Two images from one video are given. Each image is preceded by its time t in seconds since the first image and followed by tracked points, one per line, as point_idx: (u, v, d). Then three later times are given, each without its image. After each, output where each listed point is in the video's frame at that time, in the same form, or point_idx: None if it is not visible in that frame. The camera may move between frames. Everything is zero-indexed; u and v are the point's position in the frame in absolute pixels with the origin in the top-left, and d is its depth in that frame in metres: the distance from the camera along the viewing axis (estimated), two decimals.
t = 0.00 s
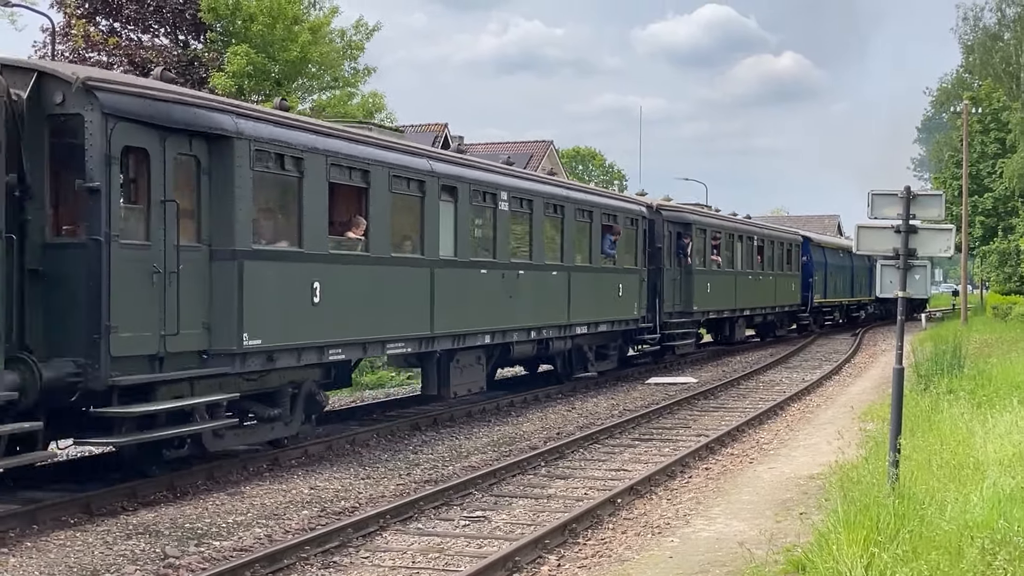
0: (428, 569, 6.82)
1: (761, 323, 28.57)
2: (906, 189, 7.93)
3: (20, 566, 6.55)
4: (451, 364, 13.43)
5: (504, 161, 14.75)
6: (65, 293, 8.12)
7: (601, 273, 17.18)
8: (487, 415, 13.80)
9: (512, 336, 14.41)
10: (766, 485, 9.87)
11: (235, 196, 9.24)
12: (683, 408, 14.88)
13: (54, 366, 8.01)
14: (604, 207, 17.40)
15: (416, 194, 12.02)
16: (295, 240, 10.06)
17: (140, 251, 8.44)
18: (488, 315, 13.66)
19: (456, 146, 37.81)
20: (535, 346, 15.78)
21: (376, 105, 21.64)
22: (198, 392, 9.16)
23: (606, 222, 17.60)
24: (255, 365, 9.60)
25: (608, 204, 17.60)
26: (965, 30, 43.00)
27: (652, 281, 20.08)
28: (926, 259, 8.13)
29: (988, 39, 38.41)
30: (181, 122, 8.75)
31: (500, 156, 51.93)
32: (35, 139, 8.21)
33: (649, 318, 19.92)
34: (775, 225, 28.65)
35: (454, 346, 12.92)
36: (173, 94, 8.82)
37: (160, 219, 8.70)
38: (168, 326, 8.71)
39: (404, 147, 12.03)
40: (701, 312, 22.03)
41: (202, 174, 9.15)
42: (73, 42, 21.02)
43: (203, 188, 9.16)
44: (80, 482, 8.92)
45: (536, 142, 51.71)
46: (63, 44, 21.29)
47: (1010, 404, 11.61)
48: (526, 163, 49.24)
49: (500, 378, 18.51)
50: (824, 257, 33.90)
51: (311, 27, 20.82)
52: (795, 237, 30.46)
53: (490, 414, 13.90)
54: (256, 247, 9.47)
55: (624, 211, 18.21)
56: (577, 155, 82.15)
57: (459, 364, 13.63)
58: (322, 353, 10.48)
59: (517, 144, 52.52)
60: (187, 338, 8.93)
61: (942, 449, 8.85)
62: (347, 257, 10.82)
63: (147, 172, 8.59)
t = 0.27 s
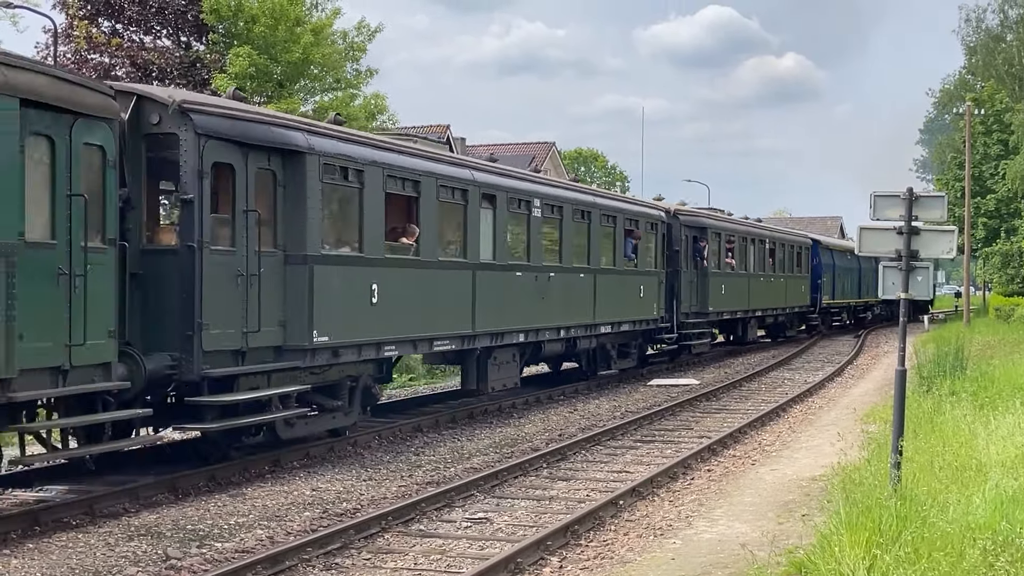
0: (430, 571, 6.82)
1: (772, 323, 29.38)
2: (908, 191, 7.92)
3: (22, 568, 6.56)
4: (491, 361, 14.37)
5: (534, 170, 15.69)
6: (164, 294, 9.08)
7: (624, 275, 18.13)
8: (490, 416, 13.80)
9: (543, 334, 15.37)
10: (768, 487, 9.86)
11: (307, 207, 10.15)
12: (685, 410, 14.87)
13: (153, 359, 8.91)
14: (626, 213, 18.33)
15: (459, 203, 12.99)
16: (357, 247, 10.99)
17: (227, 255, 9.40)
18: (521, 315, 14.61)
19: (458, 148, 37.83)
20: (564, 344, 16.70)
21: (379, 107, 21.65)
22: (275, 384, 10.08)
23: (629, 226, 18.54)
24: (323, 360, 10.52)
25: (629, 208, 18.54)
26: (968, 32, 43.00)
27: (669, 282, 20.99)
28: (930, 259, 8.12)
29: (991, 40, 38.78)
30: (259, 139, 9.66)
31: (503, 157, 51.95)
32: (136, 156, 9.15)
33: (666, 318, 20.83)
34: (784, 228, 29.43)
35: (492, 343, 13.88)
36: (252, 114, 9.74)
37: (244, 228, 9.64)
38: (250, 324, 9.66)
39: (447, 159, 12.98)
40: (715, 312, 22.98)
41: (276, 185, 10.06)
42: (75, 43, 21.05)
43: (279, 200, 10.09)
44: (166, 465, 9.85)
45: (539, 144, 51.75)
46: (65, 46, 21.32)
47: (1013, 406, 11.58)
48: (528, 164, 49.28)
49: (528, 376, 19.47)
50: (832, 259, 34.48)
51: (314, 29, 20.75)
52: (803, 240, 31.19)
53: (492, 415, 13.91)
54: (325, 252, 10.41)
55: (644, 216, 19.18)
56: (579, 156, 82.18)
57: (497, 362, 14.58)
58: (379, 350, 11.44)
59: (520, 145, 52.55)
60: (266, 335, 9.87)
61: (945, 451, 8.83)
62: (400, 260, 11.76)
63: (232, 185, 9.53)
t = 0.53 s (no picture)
0: (430, 572, 6.82)
1: (783, 324, 30.11)
2: (909, 191, 7.92)
3: (22, 569, 6.55)
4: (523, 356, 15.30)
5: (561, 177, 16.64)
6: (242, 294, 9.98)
7: (644, 275, 19.08)
8: (491, 417, 13.80)
9: (571, 332, 16.32)
10: (769, 488, 9.85)
11: (365, 215, 11.12)
12: (686, 411, 14.87)
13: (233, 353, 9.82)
14: (645, 217, 19.27)
15: (497, 209, 13.96)
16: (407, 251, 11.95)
17: (297, 259, 10.37)
18: (551, 313, 15.53)
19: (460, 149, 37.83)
20: (588, 342, 17.61)
21: (380, 108, 21.65)
22: (335, 376, 11.00)
23: (648, 229, 19.50)
24: (379, 354, 11.47)
25: (648, 212, 19.50)
26: (969, 33, 43.01)
27: (686, 283, 21.86)
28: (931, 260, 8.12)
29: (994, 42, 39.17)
30: (325, 153, 10.62)
31: (504, 158, 51.99)
32: (216, 170, 10.12)
33: (682, 317, 21.68)
34: (793, 231, 30.14)
35: (526, 341, 14.84)
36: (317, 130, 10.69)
37: (311, 234, 10.62)
38: (317, 321, 10.62)
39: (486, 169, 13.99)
40: (729, 311, 23.80)
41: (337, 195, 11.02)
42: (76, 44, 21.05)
43: (340, 209, 11.04)
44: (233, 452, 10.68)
45: (540, 145, 51.78)
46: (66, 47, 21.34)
47: (1015, 407, 11.57)
48: (529, 165, 49.29)
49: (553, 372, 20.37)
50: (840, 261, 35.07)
51: (316, 30, 20.72)
52: (812, 241, 31.86)
53: (493, 416, 13.91)
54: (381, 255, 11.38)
55: (663, 220, 20.12)
56: (581, 158, 82.23)
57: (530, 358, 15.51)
58: (427, 346, 12.39)
59: (521, 146, 52.58)
60: (329, 332, 10.81)
61: (946, 452, 8.82)
62: (443, 263, 12.72)
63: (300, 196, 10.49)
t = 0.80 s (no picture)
0: (431, 573, 6.82)
1: (792, 324, 30.79)
2: (910, 192, 7.92)
3: (23, 570, 6.56)
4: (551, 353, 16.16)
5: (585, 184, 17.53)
6: (306, 295, 10.88)
7: (661, 277, 19.97)
8: (491, 418, 13.81)
9: (594, 330, 17.20)
10: (770, 489, 9.85)
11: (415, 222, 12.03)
12: (686, 412, 14.87)
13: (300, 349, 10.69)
14: (662, 222, 20.13)
15: (529, 215, 14.84)
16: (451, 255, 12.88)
17: (357, 263, 11.22)
18: (576, 313, 16.40)
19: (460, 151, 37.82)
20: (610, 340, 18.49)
21: (381, 109, 21.66)
22: (388, 370, 11.90)
23: (665, 233, 20.40)
24: (426, 350, 12.38)
25: (665, 217, 20.38)
26: (969, 34, 43.04)
27: (699, 284, 22.67)
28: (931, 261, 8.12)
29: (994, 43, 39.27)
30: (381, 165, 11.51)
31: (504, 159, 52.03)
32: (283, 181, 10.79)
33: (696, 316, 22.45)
34: (801, 233, 30.75)
35: (555, 339, 15.70)
36: (373, 144, 11.61)
37: (368, 239, 11.48)
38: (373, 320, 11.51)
39: (519, 178, 14.90)
40: (740, 311, 24.51)
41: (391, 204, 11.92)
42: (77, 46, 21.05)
43: (393, 217, 11.94)
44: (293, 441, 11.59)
45: (540, 146, 51.82)
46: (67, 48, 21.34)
47: (1015, 407, 11.57)
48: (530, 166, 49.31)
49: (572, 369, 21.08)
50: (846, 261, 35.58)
51: (316, 31, 20.72)
52: (819, 243, 32.43)
53: (494, 417, 13.92)
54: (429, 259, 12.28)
55: (679, 224, 20.98)
56: (581, 158, 82.28)
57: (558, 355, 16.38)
58: (467, 343, 13.29)
59: (521, 147, 52.62)
60: (383, 329, 11.70)
61: (946, 453, 8.83)
62: (481, 265, 13.63)
63: (359, 205, 11.37)
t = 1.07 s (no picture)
0: (431, 573, 6.83)
1: (799, 324, 31.38)
2: (909, 193, 7.93)
3: (23, 571, 6.57)
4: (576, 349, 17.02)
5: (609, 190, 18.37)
6: (359, 293, 11.74)
7: (679, 278, 20.74)
8: (491, 419, 13.82)
9: (617, 329, 18.02)
10: (770, 489, 9.85)
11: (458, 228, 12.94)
12: (686, 412, 14.88)
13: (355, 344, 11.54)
14: (679, 224, 20.91)
15: (559, 220, 15.68)
16: (490, 258, 13.76)
17: (406, 265, 12.06)
18: (601, 312, 17.21)
19: (459, 151, 37.76)
20: (631, 338, 19.30)
21: (380, 110, 21.66)
22: (433, 365, 12.76)
23: (682, 235, 21.21)
24: (467, 346, 13.25)
25: (682, 220, 21.20)
26: (968, 35, 43.08)
27: (711, 284, 23.43)
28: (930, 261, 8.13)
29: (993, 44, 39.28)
30: (428, 175, 12.41)
31: (503, 159, 52.05)
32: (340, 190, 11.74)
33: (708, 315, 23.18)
34: (808, 235, 31.39)
35: (582, 336, 16.52)
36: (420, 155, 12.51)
37: (415, 243, 12.32)
38: (420, 317, 12.35)
39: (549, 185, 15.72)
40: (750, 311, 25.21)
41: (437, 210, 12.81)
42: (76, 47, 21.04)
43: (437, 223, 12.81)
44: (344, 431, 12.47)
45: (540, 146, 51.85)
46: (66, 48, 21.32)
47: (1014, 408, 11.58)
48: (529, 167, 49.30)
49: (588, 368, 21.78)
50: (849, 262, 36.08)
51: (316, 32, 20.72)
52: (824, 245, 33.00)
53: (494, 418, 13.92)
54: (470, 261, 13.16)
55: (695, 227, 21.76)
56: (581, 159, 82.31)
57: (582, 351, 17.24)
58: (503, 340, 14.13)
59: (521, 147, 52.64)
60: (429, 326, 12.54)
61: (946, 453, 8.83)
62: (517, 267, 14.51)
63: (409, 212, 12.22)
